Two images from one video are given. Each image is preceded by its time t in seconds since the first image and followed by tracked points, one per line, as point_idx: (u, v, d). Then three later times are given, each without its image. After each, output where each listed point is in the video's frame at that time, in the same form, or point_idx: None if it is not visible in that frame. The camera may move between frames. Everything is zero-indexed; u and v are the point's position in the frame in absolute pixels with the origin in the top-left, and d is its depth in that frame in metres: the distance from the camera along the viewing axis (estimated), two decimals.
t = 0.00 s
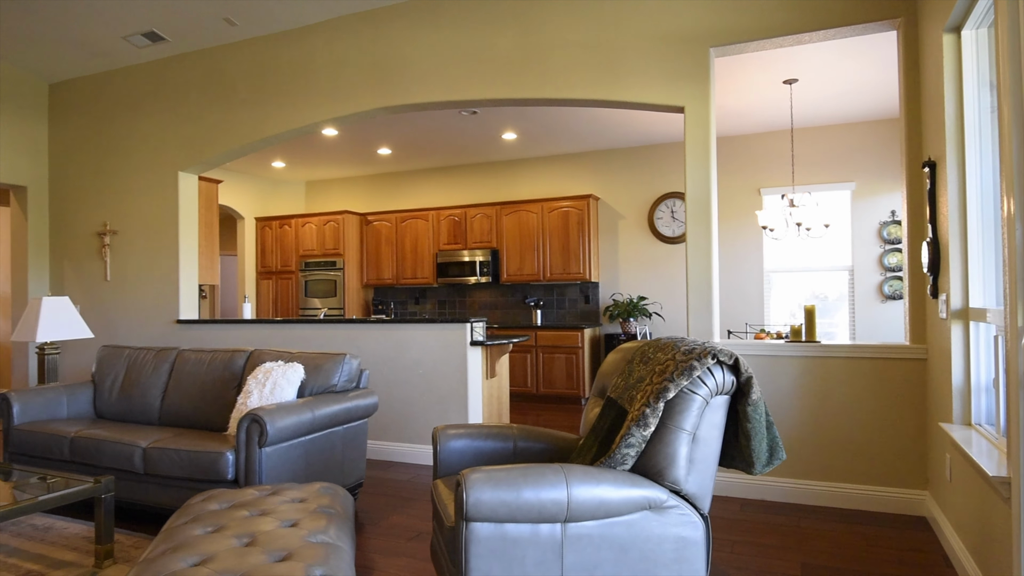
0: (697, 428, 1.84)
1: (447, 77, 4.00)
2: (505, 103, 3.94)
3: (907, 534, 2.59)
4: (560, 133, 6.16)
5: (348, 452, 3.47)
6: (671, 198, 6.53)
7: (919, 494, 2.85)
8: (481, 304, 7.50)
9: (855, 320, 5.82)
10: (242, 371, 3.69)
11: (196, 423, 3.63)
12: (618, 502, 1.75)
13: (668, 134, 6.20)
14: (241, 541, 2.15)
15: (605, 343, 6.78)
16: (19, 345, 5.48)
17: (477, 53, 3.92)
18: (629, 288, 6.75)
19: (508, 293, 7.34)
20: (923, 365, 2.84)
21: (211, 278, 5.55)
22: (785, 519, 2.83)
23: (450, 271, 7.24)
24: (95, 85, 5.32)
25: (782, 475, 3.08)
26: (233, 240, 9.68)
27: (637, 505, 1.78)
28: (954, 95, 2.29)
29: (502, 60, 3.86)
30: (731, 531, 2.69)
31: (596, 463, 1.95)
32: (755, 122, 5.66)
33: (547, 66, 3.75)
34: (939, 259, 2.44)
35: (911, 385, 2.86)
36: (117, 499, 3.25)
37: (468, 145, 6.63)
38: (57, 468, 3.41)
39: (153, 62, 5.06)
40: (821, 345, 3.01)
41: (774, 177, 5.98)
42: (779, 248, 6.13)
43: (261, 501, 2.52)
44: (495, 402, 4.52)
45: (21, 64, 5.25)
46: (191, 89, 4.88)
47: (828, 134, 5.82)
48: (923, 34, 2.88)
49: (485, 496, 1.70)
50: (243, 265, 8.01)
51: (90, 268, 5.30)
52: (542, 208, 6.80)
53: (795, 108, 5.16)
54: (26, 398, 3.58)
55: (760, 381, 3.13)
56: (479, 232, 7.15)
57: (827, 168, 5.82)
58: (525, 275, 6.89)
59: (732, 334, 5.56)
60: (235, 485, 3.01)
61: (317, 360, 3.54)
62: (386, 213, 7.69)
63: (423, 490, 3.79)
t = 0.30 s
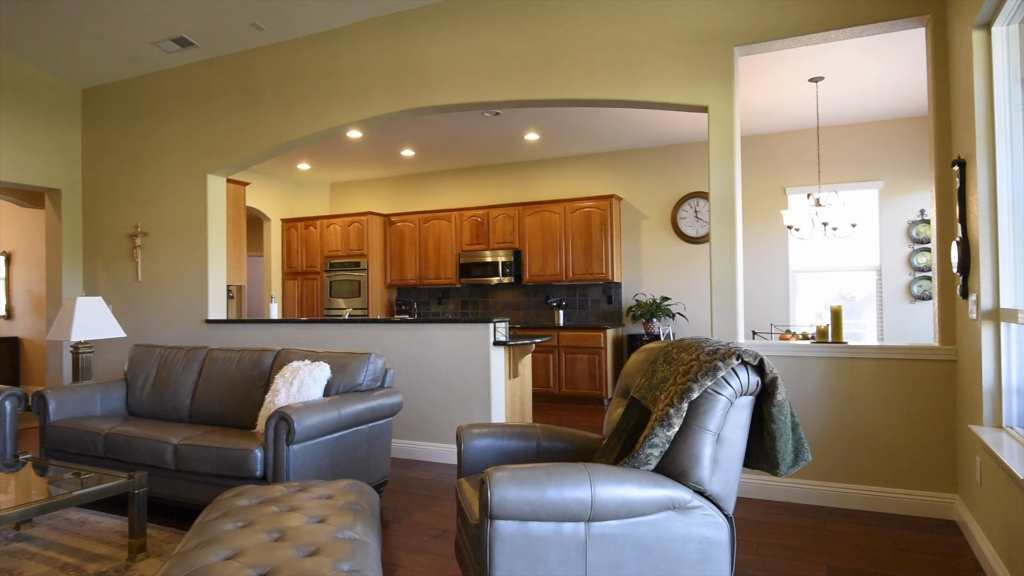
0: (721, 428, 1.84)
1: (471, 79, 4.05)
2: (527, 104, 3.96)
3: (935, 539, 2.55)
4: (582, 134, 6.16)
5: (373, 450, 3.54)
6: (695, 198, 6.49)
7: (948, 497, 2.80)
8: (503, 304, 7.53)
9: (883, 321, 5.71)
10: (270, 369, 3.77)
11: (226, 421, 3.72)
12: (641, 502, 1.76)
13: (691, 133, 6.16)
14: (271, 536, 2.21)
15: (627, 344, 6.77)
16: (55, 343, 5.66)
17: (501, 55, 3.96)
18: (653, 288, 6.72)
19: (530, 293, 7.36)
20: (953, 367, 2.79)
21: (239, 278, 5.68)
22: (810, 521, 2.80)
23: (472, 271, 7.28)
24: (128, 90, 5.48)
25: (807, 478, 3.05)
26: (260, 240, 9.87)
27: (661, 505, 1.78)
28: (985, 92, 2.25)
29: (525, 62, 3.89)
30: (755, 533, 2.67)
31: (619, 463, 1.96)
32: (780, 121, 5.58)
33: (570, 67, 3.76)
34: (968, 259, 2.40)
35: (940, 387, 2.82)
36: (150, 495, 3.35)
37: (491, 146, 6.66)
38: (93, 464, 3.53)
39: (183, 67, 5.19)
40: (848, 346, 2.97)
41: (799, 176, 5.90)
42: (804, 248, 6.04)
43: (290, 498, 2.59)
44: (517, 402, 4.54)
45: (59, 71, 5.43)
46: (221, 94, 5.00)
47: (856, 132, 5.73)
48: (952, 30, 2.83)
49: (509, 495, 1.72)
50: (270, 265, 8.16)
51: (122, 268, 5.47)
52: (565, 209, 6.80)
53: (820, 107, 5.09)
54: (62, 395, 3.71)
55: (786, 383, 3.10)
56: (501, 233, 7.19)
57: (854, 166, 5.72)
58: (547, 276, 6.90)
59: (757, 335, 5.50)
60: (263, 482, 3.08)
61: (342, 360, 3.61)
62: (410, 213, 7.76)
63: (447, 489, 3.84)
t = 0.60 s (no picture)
0: (747, 429, 1.85)
1: (495, 81, 4.08)
2: (551, 104, 3.99)
3: (966, 543, 2.51)
4: (606, 134, 6.16)
5: (399, 448, 3.59)
6: (721, 198, 6.44)
7: (980, 501, 2.75)
8: (527, 304, 7.56)
9: (912, 322, 5.60)
10: (297, 368, 3.85)
11: (256, 418, 3.82)
12: (666, 502, 1.77)
13: (716, 133, 6.12)
14: (301, 531, 2.27)
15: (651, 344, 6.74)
16: (90, 342, 5.85)
17: (525, 56, 3.99)
18: (676, 289, 6.68)
19: (553, 293, 7.37)
20: (985, 368, 2.74)
21: (267, 279, 5.80)
22: (836, 523, 2.77)
23: (495, 271, 7.32)
24: (161, 96, 5.63)
25: (834, 480, 3.01)
26: (286, 241, 10.04)
27: (686, 506, 1.79)
28: (1017, 90, 2.21)
29: (549, 63, 3.91)
30: (781, 535, 2.65)
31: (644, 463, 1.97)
32: (807, 119, 5.51)
33: (594, 67, 3.77)
34: (1000, 259, 2.35)
35: (972, 388, 2.77)
36: (182, 491, 3.45)
37: (514, 146, 6.69)
38: (127, 460, 3.65)
39: (212, 71, 5.33)
40: (876, 347, 2.93)
41: (826, 176, 5.81)
42: (831, 248, 5.95)
43: (318, 495, 2.65)
44: (541, 402, 4.57)
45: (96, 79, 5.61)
46: (250, 99, 5.12)
47: (884, 130, 5.63)
48: (984, 26, 2.78)
49: (535, 493, 1.74)
50: (297, 266, 8.31)
51: (153, 269, 5.63)
52: (588, 209, 6.80)
53: (848, 105, 5.02)
54: (98, 393, 3.84)
55: (812, 384, 3.06)
56: (524, 233, 7.22)
57: (883, 165, 5.62)
58: (570, 276, 6.91)
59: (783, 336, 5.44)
60: (292, 478, 3.15)
61: (368, 359, 3.67)
62: (433, 214, 7.83)
63: (471, 487, 3.88)
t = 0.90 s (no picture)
0: (773, 430, 1.85)
1: (519, 82, 4.11)
2: (575, 105, 4.00)
3: (999, 549, 2.46)
4: (629, 134, 6.15)
5: (424, 447, 3.65)
6: (746, 197, 6.37)
7: (1013, 505, 2.70)
8: (550, 304, 7.57)
9: (943, 323, 5.47)
10: (324, 367, 3.94)
11: (284, 416, 3.91)
12: (691, 503, 1.78)
13: (741, 132, 6.06)
14: (329, 527, 2.33)
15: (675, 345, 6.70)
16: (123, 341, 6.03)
17: (549, 57, 4.01)
18: (701, 289, 6.64)
19: (576, 293, 7.37)
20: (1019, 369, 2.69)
21: (294, 279, 5.92)
22: (864, 527, 2.74)
23: (518, 272, 7.35)
24: (192, 101, 5.78)
25: (861, 483, 2.98)
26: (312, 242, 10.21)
27: (711, 506, 1.80)
28: None
29: (573, 63, 3.93)
30: (807, 537, 2.63)
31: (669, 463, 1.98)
32: (833, 118, 5.43)
33: (618, 67, 3.78)
34: None
35: (1005, 391, 2.72)
36: (214, 487, 3.55)
37: (537, 147, 6.71)
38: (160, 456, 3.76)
39: (242, 76, 5.46)
40: (905, 349, 2.89)
41: (854, 174, 5.72)
42: (859, 248, 5.85)
43: (346, 491, 2.71)
44: (564, 402, 4.59)
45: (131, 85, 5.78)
46: (278, 103, 5.23)
47: (914, 128, 5.52)
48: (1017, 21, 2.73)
49: (560, 492, 1.76)
50: (322, 266, 8.45)
51: (184, 270, 5.78)
52: (611, 209, 6.79)
53: (875, 103, 4.93)
54: (131, 391, 3.97)
55: (839, 385, 3.03)
56: (547, 234, 7.23)
57: (913, 163, 5.52)
58: (593, 276, 6.91)
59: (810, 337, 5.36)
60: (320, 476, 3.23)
61: (394, 358, 3.73)
62: (457, 215, 7.90)
63: (495, 486, 3.91)
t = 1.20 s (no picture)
0: (801, 431, 1.84)
1: (544, 83, 4.14)
2: (600, 105, 4.02)
3: None
4: (654, 133, 6.13)
5: (451, 445, 3.70)
6: (773, 196, 6.30)
7: None
8: (574, 304, 7.58)
9: (977, 324, 5.34)
10: (352, 367, 4.02)
11: (313, 415, 4.00)
12: (718, 503, 1.79)
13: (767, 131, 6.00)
14: (359, 523, 2.39)
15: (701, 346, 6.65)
16: (156, 339, 6.22)
17: (574, 59, 4.03)
18: (727, 289, 6.58)
19: (601, 294, 7.37)
20: None
21: (322, 280, 6.04)
22: (894, 530, 2.70)
23: (543, 272, 7.37)
24: (225, 106, 5.93)
25: (892, 486, 2.93)
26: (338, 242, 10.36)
27: (738, 507, 1.80)
28: None
29: (599, 64, 3.94)
30: (835, 540, 2.61)
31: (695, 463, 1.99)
32: (862, 115, 5.35)
33: (644, 66, 3.78)
34: None
35: None
36: (246, 483, 3.65)
37: (561, 147, 6.73)
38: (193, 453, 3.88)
39: (272, 82, 5.58)
40: (936, 350, 2.84)
41: (883, 172, 5.61)
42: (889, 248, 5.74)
43: (374, 488, 2.77)
44: (589, 403, 4.60)
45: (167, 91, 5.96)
46: (308, 108, 5.34)
47: (945, 125, 5.39)
48: None
49: (586, 491, 1.78)
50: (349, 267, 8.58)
51: (215, 271, 5.94)
52: (636, 209, 6.77)
53: (906, 100, 4.83)
54: (166, 390, 4.10)
55: (869, 386, 2.99)
56: (571, 234, 7.24)
57: (945, 161, 5.39)
58: (618, 276, 6.90)
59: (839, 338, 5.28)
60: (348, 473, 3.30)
61: (420, 358, 3.80)
62: (481, 216, 7.95)
63: (520, 485, 3.95)
